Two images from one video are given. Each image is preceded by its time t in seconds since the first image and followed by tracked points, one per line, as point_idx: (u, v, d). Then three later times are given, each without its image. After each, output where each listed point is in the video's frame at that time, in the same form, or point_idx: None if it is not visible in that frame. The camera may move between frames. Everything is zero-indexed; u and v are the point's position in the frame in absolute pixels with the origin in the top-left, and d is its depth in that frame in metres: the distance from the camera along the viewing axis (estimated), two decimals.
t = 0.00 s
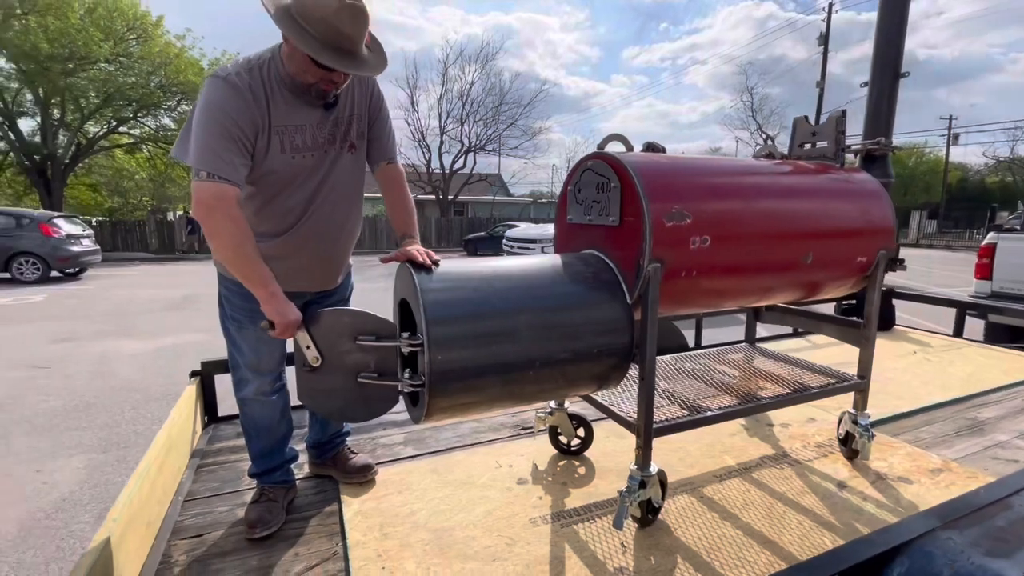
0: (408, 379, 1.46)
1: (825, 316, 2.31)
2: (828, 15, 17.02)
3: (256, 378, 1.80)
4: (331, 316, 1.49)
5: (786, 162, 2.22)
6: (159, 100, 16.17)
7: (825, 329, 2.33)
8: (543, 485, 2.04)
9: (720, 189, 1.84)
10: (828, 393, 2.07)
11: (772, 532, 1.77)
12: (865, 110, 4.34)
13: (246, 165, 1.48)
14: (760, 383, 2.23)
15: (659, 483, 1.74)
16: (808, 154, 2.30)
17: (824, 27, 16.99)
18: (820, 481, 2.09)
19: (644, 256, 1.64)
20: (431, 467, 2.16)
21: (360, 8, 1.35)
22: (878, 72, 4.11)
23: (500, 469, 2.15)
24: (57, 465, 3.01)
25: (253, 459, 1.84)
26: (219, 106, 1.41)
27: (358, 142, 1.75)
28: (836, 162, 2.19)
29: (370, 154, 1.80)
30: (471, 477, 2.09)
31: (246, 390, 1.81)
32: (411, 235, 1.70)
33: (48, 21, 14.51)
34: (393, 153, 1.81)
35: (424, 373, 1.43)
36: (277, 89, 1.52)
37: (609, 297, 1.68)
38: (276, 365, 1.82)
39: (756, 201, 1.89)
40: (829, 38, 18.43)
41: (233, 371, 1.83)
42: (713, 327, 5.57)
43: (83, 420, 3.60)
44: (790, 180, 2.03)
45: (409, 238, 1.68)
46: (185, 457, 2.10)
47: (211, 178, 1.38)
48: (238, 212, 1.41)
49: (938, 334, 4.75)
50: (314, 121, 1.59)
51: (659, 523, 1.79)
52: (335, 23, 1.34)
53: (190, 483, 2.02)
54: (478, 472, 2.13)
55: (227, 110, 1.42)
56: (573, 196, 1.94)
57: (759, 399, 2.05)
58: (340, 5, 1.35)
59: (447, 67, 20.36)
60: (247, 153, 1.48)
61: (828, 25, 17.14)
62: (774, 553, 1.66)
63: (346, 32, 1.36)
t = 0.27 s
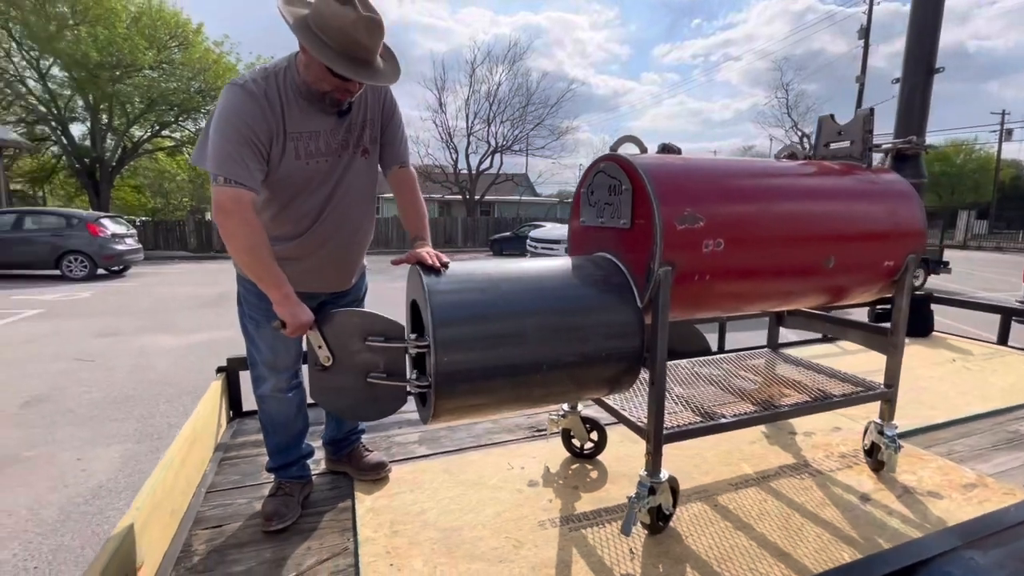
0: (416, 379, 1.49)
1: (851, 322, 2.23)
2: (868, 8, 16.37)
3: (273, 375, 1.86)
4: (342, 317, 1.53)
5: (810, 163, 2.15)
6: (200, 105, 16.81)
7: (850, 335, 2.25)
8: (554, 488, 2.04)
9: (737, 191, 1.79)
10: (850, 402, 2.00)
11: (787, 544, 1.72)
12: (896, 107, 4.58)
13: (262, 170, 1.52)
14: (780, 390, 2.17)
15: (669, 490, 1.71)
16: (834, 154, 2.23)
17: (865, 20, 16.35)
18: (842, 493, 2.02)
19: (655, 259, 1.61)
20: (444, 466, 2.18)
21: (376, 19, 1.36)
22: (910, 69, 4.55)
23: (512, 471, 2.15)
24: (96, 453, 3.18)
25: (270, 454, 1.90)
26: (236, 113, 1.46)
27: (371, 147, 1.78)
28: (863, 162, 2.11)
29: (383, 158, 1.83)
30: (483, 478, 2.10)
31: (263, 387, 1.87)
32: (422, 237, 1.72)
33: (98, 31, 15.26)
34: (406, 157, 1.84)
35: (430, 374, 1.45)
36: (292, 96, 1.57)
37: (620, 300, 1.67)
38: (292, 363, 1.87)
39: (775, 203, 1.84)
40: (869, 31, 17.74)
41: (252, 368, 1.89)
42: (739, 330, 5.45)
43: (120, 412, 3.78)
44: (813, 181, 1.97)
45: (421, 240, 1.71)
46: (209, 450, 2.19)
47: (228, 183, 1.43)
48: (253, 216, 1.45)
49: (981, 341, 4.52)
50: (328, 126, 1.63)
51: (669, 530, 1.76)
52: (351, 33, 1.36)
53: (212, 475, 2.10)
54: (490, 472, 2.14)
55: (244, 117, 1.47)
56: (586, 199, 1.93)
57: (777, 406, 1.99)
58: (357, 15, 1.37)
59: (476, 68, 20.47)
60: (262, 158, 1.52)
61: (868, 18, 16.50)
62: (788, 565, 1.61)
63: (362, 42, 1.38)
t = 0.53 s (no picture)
0: (414, 379, 1.50)
1: (873, 327, 2.13)
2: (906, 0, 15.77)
3: (280, 371, 1.92)
4: (344, 315, 1.55)
5: (830, 161, 2.07)
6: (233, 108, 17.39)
7: (872, 342, 2.16)
8: (558, 492, 2.02)
9: (748, 191, 1.74)
10: (868, 410, 1.92)
11: (798, 557, 1.65)
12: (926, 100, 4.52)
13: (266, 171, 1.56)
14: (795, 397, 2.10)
15: (674, 497, 1.67)
16: (856, 152, 2.15)
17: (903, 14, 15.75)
18: (860, 506, 1.93)
19: (659, 261, 1.58)
20: (450, 467, 2.18)
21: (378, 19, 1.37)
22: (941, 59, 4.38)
23: (518, 472, 2.14)
24: (124, 444, 3.30)
25: (278, 449, 1.95)
26: (240, 115, 1.49)
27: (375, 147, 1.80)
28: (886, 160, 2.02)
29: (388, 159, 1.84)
30: (487, 479, 2.09)
31: (272, 383, 1.93)
32: (425, 237, 1.73)
33: (140, 39, 15.92)
34: (410, 158, 1.85)
35: (428, 374, 1.45)
36: (295, 98, 1.60)
37: (623, 302, 1.63)
38: (298, 360, 1.92)
39: (790, 204, 1.78)
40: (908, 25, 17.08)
41: (261, 364, 1.95)
42: (762, 334, 5.30)
43: (148, 405, 3.92)
44: (832, 181, 1.89)
45: (423, 240, 1.72)
46: (223, 444, 2.25)
47: (232, 184, 1.47)
48: (256, 216, 1.49)
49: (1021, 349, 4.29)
50: (330, 127, 1.65)
51: (674, 539, 1.72)
52: (353, 34, 1.37)
53: (226, 468, 2.16)
54: (495, 474, 2.14)
55: (247, 119, 1.50)
56: (592, 199, 1.91)
57: (791, 414, 1.92)
58: (358, 16, 1.38)
59: (501, 69, 20.56)
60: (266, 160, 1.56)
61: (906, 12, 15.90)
62: None
63: (364, 42, 1.39)
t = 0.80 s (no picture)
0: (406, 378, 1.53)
1: (890, 333, 2.05)
2: None
3: (282, 368, 1.96)
4: (339, 316, 1.56)
5: (844, 160, 1.99)
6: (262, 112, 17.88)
7: (889, 348, 2.07)
8: (557, 495, 2.00)
9: (752, 191, 1.69)
10: (879, 418, 1.85)
11: (800, 570, 1.59)
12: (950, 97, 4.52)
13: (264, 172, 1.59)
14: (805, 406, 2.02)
15: (671, 504, 1.63)
16: (873, 151, 2.07)
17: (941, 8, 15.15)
18: (871, 519, 1.85)
19: (654, 263, 1.55)
20: (450, 466, 2.19)
21: (367, 17, 1.38)
22: (965, 54, 4.38)
23: (517, 474, 2.13)
24: (144, 437, 3.42)
25: (280, 444, 1.98)
26: (238, 117, 1.54)
27: (374, 149, 1.82)
28: (904, 159, 1.93)
29: (386, 160, 1.87)
30: (486, 480, 2.09)
31: (275, 378, 1.97)
32: (422, 237, 1.75)
33: (175, 46, 16.55)
34: (409, 159, 1.87)
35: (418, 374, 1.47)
36: (292, 100, 1.63)
37: (620, 304, 1.61)
38: (300, 356, 1.96)
39: (797, 203, 1.71)
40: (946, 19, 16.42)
41: (266, 360, 2.00)
42: (783, 339, 5.16)
43: (170, 399, 4.06)
44: (844, 180, 1.81)
45: (419, 240, 1.73)
46: (232, 439, 2.32)
47: (229, 185, 1.51)
48: (254, 216, 1.52)
49: None
50: (328, 128, 1.68)
51: (671, 547, 1.68)
52: (344, 32, 1.39)
53: (233, 463, 2.22)
54: (494, 475, 2.13)
55: (245, 122, 1.54)
56: (592, 200, 1.89)
57: (798, 422, 1.86)
58: (348, 14, 1.40)
59: (523, 70, 20.61)
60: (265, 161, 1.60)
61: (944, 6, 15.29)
62: None
63: (354, 40, 1.41)
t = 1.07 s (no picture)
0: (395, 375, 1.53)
1: (902, 337, 1.96)
2: None
3: (284, 363, 2.00)
4: (340, 310, 1.58)
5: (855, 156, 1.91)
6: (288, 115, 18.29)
7: (901, 353, 1.99)
8: (554, 496, 1.98)
9: (753, 189, 1.64)
10: (888, 425, 1.78)
11: None
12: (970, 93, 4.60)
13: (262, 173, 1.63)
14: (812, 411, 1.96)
15: (665, 509, 1.60)
16: (885, 148, 2.00)
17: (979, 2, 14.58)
18: (879, 530, 1.78)
19: (647, 263, 1.52)
20: (450, 465, 2.19)
21: (350, 14, 1.43)
22: (984, 50, 4.53)
23: (516, 475, 2.12)
24: (162, 430, 3.52)
25: (281, 439, 2.02)
26: (235, 120, 1.57)
27: (370, 148, 1.84)
28: (918, 156, 1.86)
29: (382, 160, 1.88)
30: (484, 480, 2.08)
31: (276, 373, 2.01)
32: (418, 236, 1.76)
33: (205, 52, 17.08)
34: (405, 157, 1.89)
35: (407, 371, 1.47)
36: (287, 101, 1.66)
37: (613, 305, 1.58)
38: (301, 352, 2.00)
39: (800, 202, 1.65)
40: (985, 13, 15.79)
41: (268, 355, 2.04)
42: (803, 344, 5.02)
43: (189, 394, 4.17)
44: (852, 178, 1.75)
45: (413, 238, 1.74)
46: (238, 433, 2.37)
47: (228, 186, 1.54)
48: (253, 215, 1.55)
49: None
50: (323, 129, 1.71)
51: (665, 552, 1.65)
52: (328, 29, 1.44)
53: (238, 457, 2.26)
54: (492, 475, 2.12)
55: (242, 124, 1.58)
56: (590, 200, 1.87)
57: (802, 427, 1.80)
58: (332, 12, 1.45)
59: (544, 72, 20.63)
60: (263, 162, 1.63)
61: None
62: None
63: (339, 37, 1.46)
